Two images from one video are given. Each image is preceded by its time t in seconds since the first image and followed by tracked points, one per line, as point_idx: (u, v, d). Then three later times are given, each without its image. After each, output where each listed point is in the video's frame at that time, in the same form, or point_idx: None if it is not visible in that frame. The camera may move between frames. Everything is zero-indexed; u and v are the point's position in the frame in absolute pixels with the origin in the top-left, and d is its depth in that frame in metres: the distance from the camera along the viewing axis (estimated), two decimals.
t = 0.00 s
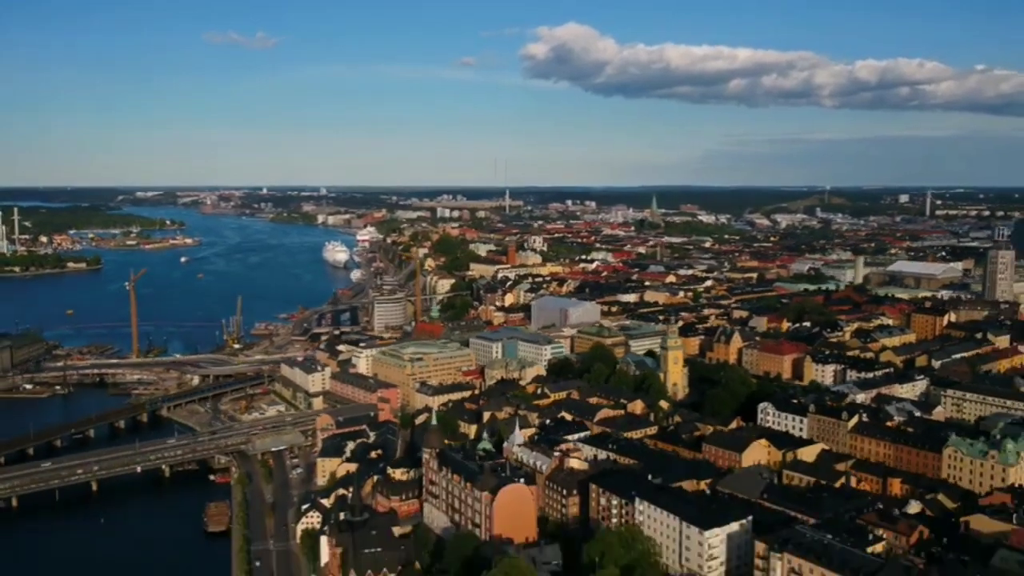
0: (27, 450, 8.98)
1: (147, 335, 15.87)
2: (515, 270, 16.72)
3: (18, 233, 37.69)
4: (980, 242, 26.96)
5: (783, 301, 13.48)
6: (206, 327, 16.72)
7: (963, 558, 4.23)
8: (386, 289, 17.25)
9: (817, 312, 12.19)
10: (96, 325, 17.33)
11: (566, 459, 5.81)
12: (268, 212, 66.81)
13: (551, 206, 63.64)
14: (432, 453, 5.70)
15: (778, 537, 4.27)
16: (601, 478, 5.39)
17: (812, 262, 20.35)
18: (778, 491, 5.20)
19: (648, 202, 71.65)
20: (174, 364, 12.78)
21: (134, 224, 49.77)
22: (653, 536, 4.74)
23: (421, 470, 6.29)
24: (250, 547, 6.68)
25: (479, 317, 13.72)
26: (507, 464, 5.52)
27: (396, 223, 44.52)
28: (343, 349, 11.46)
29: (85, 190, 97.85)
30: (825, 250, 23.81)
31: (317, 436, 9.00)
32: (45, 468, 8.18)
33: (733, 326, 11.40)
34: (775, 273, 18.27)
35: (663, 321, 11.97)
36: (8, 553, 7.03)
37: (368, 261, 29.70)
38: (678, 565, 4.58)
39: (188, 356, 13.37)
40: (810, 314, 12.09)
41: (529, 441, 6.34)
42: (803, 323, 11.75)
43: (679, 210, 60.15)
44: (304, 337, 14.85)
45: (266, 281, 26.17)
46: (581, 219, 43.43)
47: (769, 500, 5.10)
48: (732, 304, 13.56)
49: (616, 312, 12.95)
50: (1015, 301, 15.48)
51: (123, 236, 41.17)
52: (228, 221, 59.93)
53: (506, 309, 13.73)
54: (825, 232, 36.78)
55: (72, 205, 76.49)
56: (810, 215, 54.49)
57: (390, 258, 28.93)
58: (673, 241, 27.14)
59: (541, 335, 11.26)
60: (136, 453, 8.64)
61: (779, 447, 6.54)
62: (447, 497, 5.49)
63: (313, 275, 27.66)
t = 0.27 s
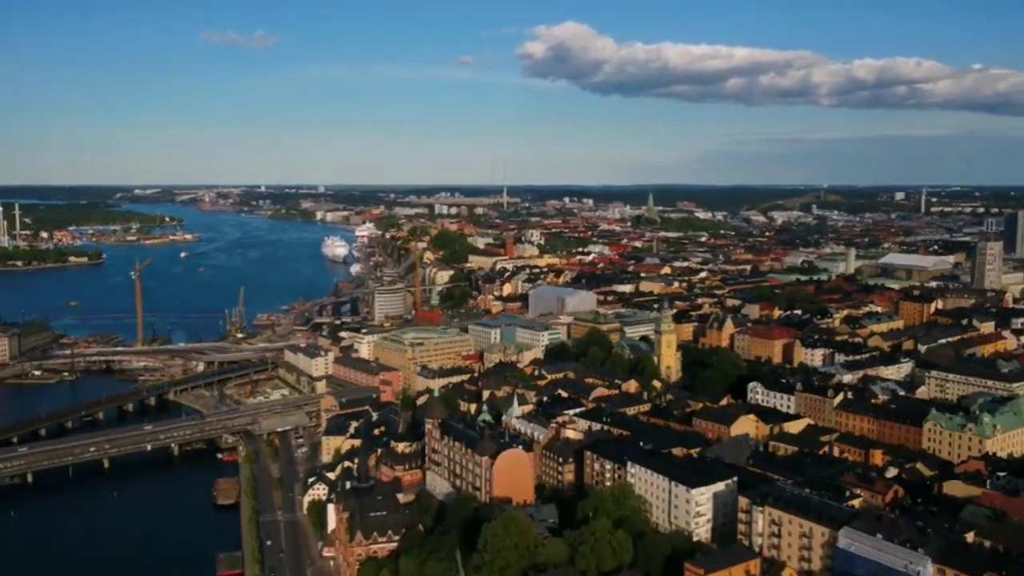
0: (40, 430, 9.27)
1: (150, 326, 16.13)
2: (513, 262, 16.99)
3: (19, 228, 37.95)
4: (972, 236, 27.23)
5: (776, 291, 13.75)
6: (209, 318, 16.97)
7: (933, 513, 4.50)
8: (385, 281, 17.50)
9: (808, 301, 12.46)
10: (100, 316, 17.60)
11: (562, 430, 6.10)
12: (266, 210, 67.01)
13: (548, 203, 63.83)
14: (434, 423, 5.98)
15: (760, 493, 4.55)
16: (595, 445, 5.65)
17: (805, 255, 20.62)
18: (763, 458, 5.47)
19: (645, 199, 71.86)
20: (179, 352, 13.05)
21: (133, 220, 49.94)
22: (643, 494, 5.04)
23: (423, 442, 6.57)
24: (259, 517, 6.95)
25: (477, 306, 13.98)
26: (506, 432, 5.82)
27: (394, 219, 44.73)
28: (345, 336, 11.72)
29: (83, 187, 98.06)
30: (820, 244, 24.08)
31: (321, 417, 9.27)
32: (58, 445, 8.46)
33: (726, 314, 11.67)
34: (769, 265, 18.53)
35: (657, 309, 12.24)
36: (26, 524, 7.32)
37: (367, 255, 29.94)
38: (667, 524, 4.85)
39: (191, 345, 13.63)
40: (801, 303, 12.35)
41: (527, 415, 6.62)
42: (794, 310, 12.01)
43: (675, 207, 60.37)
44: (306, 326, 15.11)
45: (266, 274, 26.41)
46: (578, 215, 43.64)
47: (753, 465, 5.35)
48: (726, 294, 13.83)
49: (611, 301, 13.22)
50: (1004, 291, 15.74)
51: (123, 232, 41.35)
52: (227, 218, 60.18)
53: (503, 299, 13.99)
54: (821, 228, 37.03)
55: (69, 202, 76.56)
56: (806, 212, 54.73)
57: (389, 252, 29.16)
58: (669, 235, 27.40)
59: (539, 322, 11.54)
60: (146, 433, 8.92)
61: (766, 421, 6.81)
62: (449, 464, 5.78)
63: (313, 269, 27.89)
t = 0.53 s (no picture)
0: (50, 415, 9.51)
1: (154, 319, 16.37)
2: (511, 257, 17.26)
3: (20, 226, 38.17)
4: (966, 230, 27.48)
5: (770, 283, 14.02)
6: (212, 312, 17.21)
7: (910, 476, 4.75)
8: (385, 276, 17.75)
9: (800, 292, 12.73)
10: (104, 310, 17.84)
11: (559, 408, 6.36)
12: (265, 209, 67.21)
13: (546, 202, 64.06)
14: (437, 400, 6.25)
15: (745, 458, 4.80)
16: (590, 420, 5.90)
17: (800, 250, 20.87)
18: (751, 430, 5.72)
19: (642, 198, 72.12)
20: (183, 343, 13.29)
21: (132, 219, 50.13)
22: (636, 463, 5.29)
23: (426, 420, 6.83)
24: (266, 494, 7.21)
25: (477, 298, 14.23)
26: (505, 408, 6.08)
27: (393, 218, 44.96)
28: (346, 326, 11.97)
29: (82, 188, 98.25)
30: (814, 240, 24.34)
31: (325, 402, 9.52)
32: (69, 429, 8.72)
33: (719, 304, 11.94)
34: (764, 260, 18.79)
35: (653, 300, 12.50)
36: (40, 501, 7.58)
37: (367, 253, 30.18)
38: (659, 490, 5.11)
39: (196, 336, 13.87)
40: (794, 294, 12.62)
41: (526, 394, 6.87)
42: (787, 300, 12.28)
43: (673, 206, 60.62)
44: (308, 319, 15.36)
45: (267, 271, 26.64)
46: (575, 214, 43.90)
47: (741, 435, 5.60)
48: (720, 286, 14.09)
49: (608, 293, 13.48)
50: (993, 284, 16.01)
51: (123, 231, 41.54)
52: (226, 217, 60.41)
53: (502, 291, 14.25)
54: (816, 226, 37.31)
55: (68, 202, 76.70)
56: (803, 211, 55.00)
57: (388, 249, 29.40)
58: (666, 232, 27.66)
59: (537, 312, 11.80)
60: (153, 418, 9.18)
61: (756, 400, 7.07)
62: (450, 438, 6.04)
63: (313, 266, 28.13)
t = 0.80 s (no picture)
0: (61, 401, 9.79)
1: (159, 313, 16.63)
2: (509, 251, 17.54)
3: (21, 224, 38.36)
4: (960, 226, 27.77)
5: (762, 275, 14.31)
6: (215, 306, 17.47)
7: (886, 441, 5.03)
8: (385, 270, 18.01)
9: (792, 284, 13.02)
10: (108, 304, 18.10)
11: (555, 386, 6.65)
12: (263, 209, 67.41)
13: (544, 202, 64.31)
14: (439, 377, 6.55)
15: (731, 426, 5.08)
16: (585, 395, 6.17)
17: (794, 246, 21.15)
18: (739, 403, 6.00)
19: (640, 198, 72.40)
20: (188, 334, 13.56)
21: (132, 219, 50.33)
22: (628, 433, 5.57)
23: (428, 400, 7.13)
24: (274, 471, 7.50)
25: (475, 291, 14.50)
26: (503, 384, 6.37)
27: (391, 217, 45.19)
28: (349, 317, 12.24)
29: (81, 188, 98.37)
30: (808, 237, 24.63)
31: (329, 387, 9.80)
32: (81, 412, 9.00)
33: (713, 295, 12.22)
34: (758, 254, 19.07)
35: (648, 291, 12.79)
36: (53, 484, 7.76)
37: (366, 250, 30.44)
38: (649, 457, 5.38)
39: (200, 328, 14.13)
40: (786, 285, 12.90)
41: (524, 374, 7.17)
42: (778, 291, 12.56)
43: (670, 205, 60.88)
44: (309, 311, 15.62)
45: (267, 267, 26.89)
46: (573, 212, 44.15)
47: (728, 408, 5.87)
48: (714, 278, 14.37)
49: (604, 285, 13.76)
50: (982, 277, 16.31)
51: (123, 230, 41.75)
52: (225, 217, 60.61)
53: (501, 284, 14.52)
54: (811, 224, 37.63)
55: (67, 202, 76.82)
56: (799, 210, 55.29)
57: (388, 247, 29.66)
58: (662, 229, 27.95)
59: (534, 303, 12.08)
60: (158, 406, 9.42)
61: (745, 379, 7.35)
62: (451, 413, 6.33)
63: (313, 263, 28.38)
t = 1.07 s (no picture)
0: (71, 386, 10.04)
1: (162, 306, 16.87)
2: (507, 246, 17.80)
3: (21, 221, 38.48)
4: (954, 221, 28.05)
5: (756, 267, 14.58)
6: (217, 300, 17.71)
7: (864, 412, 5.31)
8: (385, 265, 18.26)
9: (784, 276, 13.29)
10: (111, 298, 18.30)
11: (551, 365, 6.93)
12: (262, 208, 67.57)
13: (542, 201, 64.53)
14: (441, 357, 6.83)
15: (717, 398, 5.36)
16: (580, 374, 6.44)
17: (789, 242, 21.42)
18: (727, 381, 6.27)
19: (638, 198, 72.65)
20: (192, 325, 13.81)
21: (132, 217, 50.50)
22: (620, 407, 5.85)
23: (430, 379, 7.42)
24: (280, 451, 7.77)
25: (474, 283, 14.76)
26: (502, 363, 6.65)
27: (390, 215, 45.41)
28: (350, 308, 12.50)
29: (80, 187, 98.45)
30: (803, 234, 24.90)
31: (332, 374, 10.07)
32: (91, 397, 9.26)
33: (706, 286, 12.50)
34: (753, 249, 19.34)
35: (643, 282, 13.06)
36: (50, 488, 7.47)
37: (365, 247, 30.68)
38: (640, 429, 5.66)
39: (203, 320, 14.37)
40: (778, 277, 13.18)
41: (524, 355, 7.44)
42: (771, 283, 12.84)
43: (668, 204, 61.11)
44: (311, 303, 15.87)
45: (268, 263, 27.11)
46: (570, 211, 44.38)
47: (717, 384, 6.15)
48: (709, 270, 14.65)
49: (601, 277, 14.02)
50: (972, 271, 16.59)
51: (123, 228, 41.91)
52: (225, 216, 60.74)
53: (499, 277, 14.78)
54: (807, 222, 37.90)
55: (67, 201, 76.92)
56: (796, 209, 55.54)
57: (387, 243, 29.89)
58: (659, 227, 28.22)
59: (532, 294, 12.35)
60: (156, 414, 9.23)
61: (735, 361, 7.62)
62: (452, 391, 6.61)
63: (313, 259, 28.62)
